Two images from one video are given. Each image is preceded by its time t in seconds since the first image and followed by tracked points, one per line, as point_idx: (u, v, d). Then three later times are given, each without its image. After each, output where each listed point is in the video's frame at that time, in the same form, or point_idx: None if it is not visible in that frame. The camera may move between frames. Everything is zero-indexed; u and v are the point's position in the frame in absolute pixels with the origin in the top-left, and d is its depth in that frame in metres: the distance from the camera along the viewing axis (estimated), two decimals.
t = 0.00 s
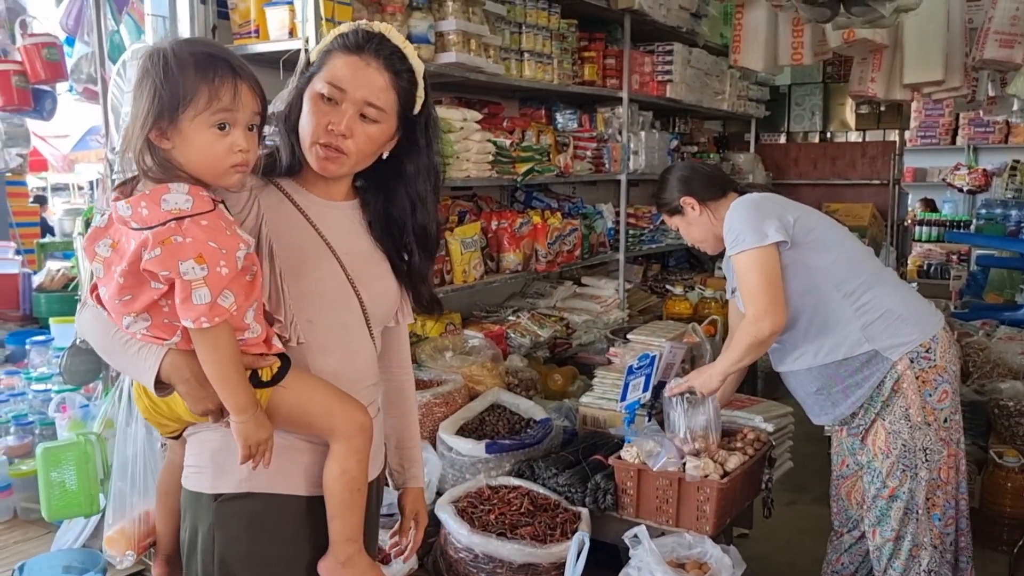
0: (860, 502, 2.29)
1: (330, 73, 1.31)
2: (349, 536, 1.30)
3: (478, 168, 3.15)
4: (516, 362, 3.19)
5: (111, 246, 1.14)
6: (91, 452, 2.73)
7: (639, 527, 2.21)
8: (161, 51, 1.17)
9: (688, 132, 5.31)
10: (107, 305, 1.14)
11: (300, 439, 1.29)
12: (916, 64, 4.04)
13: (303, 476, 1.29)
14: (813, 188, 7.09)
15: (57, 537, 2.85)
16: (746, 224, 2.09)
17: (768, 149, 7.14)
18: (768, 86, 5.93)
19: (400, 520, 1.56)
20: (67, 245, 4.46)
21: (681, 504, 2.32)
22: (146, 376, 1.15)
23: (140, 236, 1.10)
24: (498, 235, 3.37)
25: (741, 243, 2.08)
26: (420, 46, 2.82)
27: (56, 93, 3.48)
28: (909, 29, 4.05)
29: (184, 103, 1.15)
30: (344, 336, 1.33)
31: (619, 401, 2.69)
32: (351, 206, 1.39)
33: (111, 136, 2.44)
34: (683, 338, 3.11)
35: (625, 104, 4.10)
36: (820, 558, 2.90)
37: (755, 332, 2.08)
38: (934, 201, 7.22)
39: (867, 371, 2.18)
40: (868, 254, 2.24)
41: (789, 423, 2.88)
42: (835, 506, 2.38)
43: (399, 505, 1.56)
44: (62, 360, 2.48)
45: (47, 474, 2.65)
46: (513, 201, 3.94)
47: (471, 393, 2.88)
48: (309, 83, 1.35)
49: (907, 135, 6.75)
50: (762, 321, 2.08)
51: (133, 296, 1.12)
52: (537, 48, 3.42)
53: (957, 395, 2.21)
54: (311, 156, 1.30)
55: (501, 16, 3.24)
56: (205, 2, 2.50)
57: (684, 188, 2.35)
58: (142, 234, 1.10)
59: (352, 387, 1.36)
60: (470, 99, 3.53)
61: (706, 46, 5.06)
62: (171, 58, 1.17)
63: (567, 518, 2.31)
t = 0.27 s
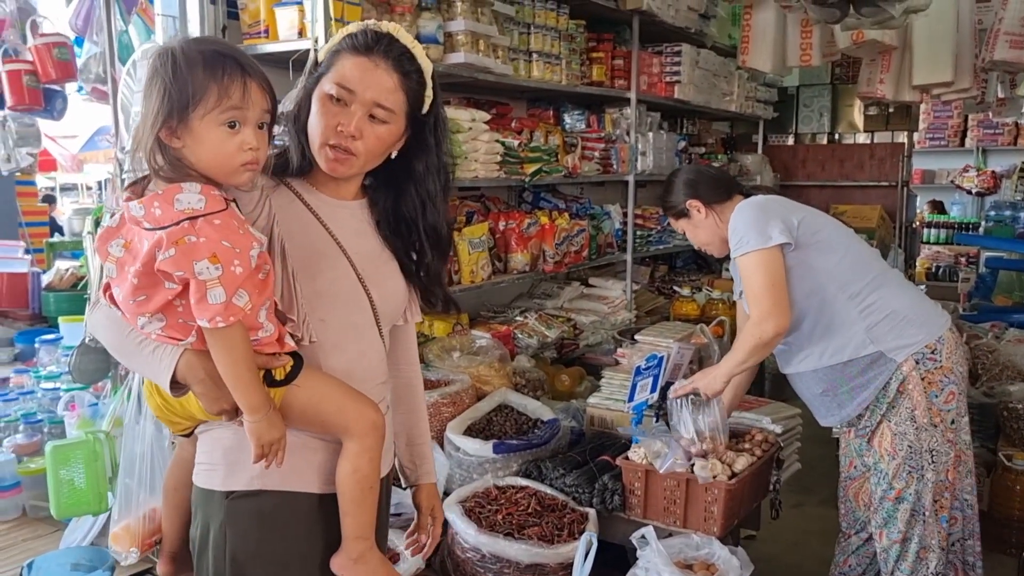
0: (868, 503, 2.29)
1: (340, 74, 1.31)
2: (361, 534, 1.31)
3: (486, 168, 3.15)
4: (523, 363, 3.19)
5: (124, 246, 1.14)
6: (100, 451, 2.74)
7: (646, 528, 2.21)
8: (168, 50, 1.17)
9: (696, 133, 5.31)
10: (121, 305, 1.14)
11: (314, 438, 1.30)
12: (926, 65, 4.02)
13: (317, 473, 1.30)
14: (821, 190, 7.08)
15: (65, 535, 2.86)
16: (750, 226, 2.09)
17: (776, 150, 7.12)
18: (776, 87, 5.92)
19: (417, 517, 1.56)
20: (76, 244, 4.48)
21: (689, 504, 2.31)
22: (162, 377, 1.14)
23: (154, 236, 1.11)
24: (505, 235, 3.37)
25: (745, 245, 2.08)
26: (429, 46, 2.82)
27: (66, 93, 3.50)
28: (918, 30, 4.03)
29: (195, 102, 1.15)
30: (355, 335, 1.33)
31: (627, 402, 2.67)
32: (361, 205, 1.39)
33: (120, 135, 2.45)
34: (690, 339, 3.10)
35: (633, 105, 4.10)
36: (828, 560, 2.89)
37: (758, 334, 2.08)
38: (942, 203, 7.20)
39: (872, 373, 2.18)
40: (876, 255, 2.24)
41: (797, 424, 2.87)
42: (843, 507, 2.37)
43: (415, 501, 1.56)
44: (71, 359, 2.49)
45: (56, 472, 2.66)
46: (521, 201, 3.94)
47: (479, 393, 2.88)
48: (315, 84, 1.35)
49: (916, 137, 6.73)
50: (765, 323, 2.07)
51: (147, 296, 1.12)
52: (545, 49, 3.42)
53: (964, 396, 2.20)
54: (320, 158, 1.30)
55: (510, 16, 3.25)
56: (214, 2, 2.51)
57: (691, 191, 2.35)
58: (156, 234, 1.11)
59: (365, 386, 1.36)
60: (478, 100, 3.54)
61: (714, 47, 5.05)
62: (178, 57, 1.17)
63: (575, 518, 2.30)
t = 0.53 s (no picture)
0: (872, 507, 2.28)
1: (346, 74, 1.31)
2: (374, 534, 1.32)
3: (493, 170, 3.16)
4: (529, 364, 3.19)
5: (135, 247, 1.14)
6: (106, 450, 2.75)
7: (652, 531, 2.21)
8: (185, 51, 1.18)
9: (702, 136, 5.31)
10: (135, 307, 1.15)
11: (326, 438, 1.30)
12: (933, 68, 4.01)
13: (330, 473, 1.30)
14: (827, 193, 7.07)
15: (72, 535, 2.87)
16: (753, 227, 2.08)
17: (782, 153, 7.11)
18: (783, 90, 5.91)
19: (428, 517, 1.56)
20: (83, 244, 4.49)
21: (694, 507, 2.31)
22: (177, 380, 1.14)
23: (170, 237, 1.11)
24: (512, 237, 3.37)
25: (747, 245, 2.08)
26: (436, 48, 2.83)
27: (76, 93, 3.52)
28: (926, 33, 4.02)
29: (211, 103, 1.16)
30: (364, 336, 1.33)
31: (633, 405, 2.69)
32: (365, 207, 1.39)
33: (129, 135, 2.46)
34: (696, 342, 3.10)
35: (640, 108, 4.10)
36: (834, 564, 2.88)
37: (758, 334, 2.08)
38: (949, 207, 7.18)
39: (876, 375, 2.17)
40: (881, 258, 2.23)
41: (804, 428, 2.86)
42: (849, 511, 2.36)
43: (423, 501, 1.57)
44: (78, 358, 2.51)
45: (62, 471, 2.67)
46: (527, 203, 3.94)
47: (485, 394, 2.88)
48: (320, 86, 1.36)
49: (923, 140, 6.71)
50: (766, 323, 2.07)
51: (162, 298, 1.13)
52: (552, 51, 3.42)
53: (969, 400, 2.19)
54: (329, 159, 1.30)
55: (517, 18, 3.25)
56: (222, 3, 2.52)
57: (696, 194, 2.35)
58: (172, 236, 1.11)
59: (372, 385, 1.37)
60: (485, 102, 3.54)
61: (721, 50, 5.05)
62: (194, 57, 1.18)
63: (580, 520, 2.30)
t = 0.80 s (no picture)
0: (876, 509, 2.27)
1: (345, 77, 1.31)
2: (385, 532, 1.33)
3: (499, 171, 3.16)
4: (534, 365, 3.19)
5: (145, 244, 1.16)
6: (111, 448, 2.76)
7: (656, 532, 2.20)
8: (199, 47, 1.18)
9: (708, 137, 5.30)
10: (148, 305, 1.15)
11: (338, 436, 1.31)
12: (940, 71, 4.00)
13: (341, 471, 1.32)
14: (833, 196, 7.06)
15: (76, 532, 2.87)
16: (760, 228, 2.08)
17: (788, 155, 7.10)
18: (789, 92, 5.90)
19: (419, 515, 1.56)
20: (90, 242, 4.50)
21: (699, 509, 2.31)
22: (193, 378, 1.14)
23: (186, 234, 1.11)
24: (517, 238, 3.37)
25: (753, 245, 2.08)
26: (443, 48, 2.83)
27: (83, 92, 3.53)
28: (934, 35, 4.01)
29: (224, 100, 1.16)
30: (373, 333, 1.34)
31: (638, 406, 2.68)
32: (368, 205, 1.39)
33: (136, 133, 2.46)
34: (702, 343, 3.09)
35: (646, 109, 4.10)
36: (839, 567, 2.87)
37: (765, 333, 2.08)
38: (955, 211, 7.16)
39: (881, 378, 2.16)
40: (886, 261, 2.23)
41: (809, 430, 2.86)
42: (853, 513, 2.36)
43: (416, 500, 1.56)
44: (84, 356, 2.51)
45: (67, 469, 2.67)
46: (533, 205, 3.94)
47: (490, 395, 2.88)
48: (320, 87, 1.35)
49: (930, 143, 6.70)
50: (775, 322, 2.06)
51: (177, 295, 1.13)
52: (559, 52, 3.42)
53: (973, 402, 2.19)
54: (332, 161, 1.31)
55: (524, 19, 3.25)
56: (230, 2, 2.52)
57: (701, 194, 2.35)
58: (190, 232, 1.11)
59: (380, 382, 1.37)
60: (491, 102, 3.54)
61: (728, 51, 5.05)
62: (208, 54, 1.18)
63: (585, 521, 2.30)
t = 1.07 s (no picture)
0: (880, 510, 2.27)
1: (341, 75, 1.32)
2: (395, 532, 1.34)
3: (504, 170, 3.16)
4: (538, 365, 3.19)
5: (153, 245, 1.16)
6: (116, 445, 2.77)
7: (660, 532, 2.20)
8: (209, 45, 1.19)
9: (713, 138, 5.29)
10: (161, 308, 1.15)
11: (349, 436, 1.33)
12: (946, 73, 3.99)
13: (352, 471, 1.33)
14: (838, 197, 7.04)
15: (80, 529, 2.88)
16: (766, 229, 2.07)
17: (794, 157, 7.09)
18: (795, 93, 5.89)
19: (417, 510, 1.54)
20: (95, 240, 4.50)
21: (703, 509, 2.31)
22: (207, 380, 1.14)
23: (200, 234, 1.11)
24: (522, 237, 3.37)
25: (759, 247, 2.08)
26: (449, 47, 2.83)
27: (89, 89, 3.53)
28: (940, 37, 3.99)
29: (235, 98, 1.16)
30: (379, 332, 1.34)
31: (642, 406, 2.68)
32: (369, 202, 1.39)
33: (142, 131, 2.47)
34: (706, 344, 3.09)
35: (652, 109, 4.10)
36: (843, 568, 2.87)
37: (770, 336, 2.08)
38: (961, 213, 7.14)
39: (885, 380, 2.16)
40: (890, 262, 2.23)
41: (813, 431, 2.85)
42: (855, 514, 2.35)
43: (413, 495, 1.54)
44: (89, 353, 2.52)
45: (72, 466, 2.69)
46: (538, 204, 3.94)
47: (493, 394, 2.88)
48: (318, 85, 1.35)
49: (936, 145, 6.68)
50: (778, 325, 2.06)
51: (190, 297, 1.13)
52: (565, 52, 3.42)
53: (977, 404, 2.18)
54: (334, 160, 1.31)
55: (530, 18, 3.25)
56: None
57: (705, 193, 2.34)
58: (204, 232, 1.11)
59: (386, 381, 1.37)
60: (497, 102, 3.54)
61: (734, 52, 5.04)
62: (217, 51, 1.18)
63: (588, 520, 2.30)
